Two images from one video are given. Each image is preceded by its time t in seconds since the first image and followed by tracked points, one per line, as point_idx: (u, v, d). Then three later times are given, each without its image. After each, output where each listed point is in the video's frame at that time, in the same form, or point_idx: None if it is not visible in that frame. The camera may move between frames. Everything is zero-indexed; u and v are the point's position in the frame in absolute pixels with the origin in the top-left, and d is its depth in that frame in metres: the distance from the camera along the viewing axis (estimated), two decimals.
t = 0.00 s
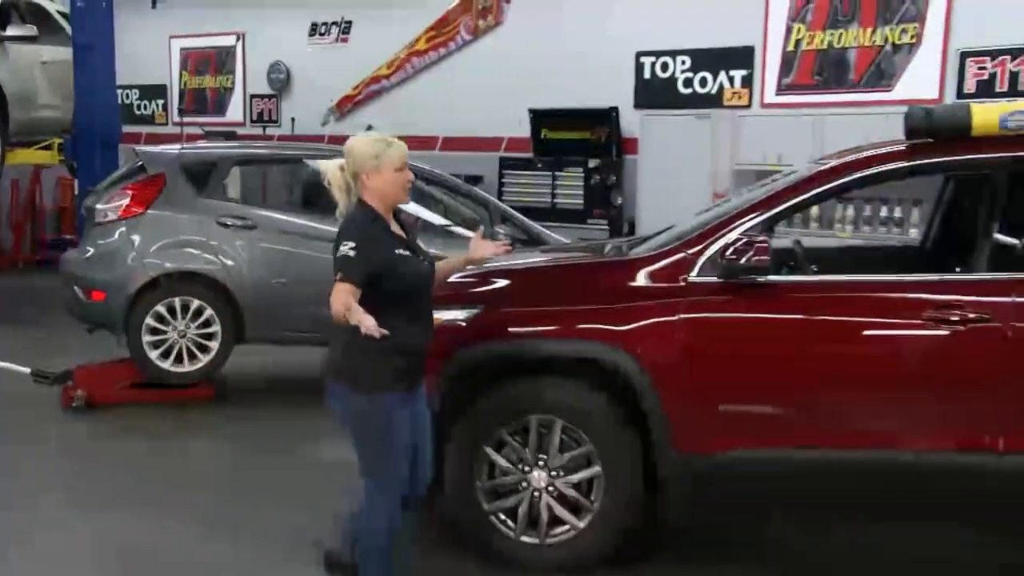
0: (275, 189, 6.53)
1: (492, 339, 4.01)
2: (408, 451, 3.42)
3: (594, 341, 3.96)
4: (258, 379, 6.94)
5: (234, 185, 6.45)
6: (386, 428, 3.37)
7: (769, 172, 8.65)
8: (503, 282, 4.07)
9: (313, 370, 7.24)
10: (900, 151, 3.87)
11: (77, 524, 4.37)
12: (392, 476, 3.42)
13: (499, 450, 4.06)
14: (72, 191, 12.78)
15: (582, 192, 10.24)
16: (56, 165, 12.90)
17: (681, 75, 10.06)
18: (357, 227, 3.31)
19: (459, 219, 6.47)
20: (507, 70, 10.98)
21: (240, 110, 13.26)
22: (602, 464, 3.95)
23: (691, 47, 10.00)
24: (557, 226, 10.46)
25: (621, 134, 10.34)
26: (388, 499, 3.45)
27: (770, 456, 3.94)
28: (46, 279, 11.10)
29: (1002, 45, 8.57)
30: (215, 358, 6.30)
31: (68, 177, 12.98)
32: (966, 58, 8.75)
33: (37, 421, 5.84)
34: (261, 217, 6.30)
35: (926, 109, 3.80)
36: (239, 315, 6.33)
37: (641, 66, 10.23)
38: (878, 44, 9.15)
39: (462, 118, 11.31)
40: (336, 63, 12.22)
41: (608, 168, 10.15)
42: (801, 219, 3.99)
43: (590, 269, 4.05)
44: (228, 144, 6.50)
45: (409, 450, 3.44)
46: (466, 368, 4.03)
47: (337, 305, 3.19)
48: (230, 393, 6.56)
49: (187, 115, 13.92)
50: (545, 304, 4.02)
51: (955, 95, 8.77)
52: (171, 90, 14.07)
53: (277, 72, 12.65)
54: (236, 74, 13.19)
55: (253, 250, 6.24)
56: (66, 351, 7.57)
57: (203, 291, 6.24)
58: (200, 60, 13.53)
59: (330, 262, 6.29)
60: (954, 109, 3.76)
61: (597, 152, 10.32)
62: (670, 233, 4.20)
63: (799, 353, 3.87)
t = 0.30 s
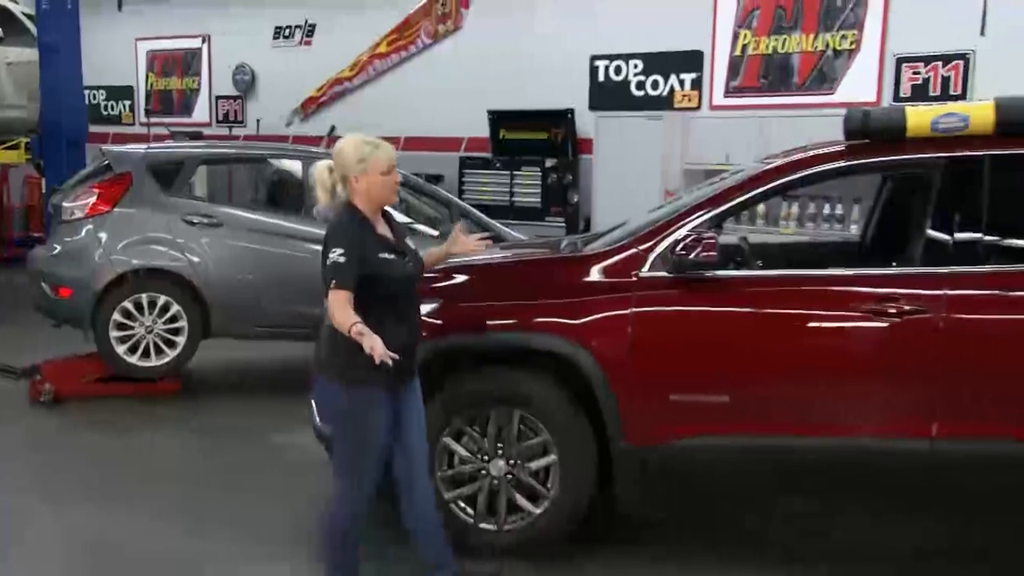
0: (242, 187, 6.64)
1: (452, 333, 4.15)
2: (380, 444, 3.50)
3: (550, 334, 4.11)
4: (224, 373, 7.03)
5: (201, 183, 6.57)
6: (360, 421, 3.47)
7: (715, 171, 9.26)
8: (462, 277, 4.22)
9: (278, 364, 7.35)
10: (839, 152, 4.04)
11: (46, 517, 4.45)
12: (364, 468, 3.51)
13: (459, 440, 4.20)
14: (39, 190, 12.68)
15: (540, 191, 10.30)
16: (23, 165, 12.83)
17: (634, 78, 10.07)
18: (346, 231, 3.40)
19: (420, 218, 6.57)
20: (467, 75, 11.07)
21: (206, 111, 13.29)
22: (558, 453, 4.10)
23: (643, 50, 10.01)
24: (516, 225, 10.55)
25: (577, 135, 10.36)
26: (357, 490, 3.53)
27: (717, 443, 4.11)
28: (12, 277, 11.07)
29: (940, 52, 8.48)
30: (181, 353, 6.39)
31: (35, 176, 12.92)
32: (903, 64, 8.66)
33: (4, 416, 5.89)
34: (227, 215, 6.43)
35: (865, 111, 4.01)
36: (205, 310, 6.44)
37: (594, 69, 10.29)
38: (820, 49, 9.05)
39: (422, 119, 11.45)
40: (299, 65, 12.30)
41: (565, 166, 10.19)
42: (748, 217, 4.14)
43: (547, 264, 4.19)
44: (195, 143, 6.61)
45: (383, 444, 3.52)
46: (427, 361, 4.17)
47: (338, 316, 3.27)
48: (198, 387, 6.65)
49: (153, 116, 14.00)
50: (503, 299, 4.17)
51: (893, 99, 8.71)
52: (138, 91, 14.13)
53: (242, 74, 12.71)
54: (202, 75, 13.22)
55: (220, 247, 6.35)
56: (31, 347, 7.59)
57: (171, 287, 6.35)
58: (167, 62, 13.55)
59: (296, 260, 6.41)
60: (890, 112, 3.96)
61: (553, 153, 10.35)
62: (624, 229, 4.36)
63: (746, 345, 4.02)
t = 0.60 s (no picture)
0: (213, 183, 6.68)
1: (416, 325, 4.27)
2: (375, 442, 3.53)
3: (511, 326, 4.24)
4: (193, 366, 7.11)
5: (169, 180, 6.64)
6: (357, 418, 3.51)
7: (672, 167, 9.30)
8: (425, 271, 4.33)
9: (246, 356, 7.45)
10: (786, 150, 4.22)
11: (17, 510, 4.53)
12: (355, 460, 3.56)
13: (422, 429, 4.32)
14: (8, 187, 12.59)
15: (501, 188, 10.40)
16: None
17: (592, 78, 10.26)
18: (348, 234, 3.42)
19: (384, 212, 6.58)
20: (432, 77, 11.19)
21: (175, 109, 13.27)
22: (518, 440, 4.25)
23: (602, 51, 10.20)
24: (476, 219, 10.59)
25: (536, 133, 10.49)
26: (347, 480, 3.60)
27: (672, 429, 4.27)
28: None
29: (882, 54, 8.85)
30: (150, 347, 6.45)
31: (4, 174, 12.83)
32: (847, 66, 8.99)
33: None
34: (197, 211, 6.51)
35: (811, 111, 4.18)
36: (174, 303, 6.52)
37: (553, 69, 10.44)
38: (769, 51, 9.32)
39: (387, 118, 11.56)
40: (265, 65, 12.35)
41: (526, 163, 10.31)
42: (699, 212, 4.31)
43: (508, 259, 4.32)
44: (163, 141, 6.73)
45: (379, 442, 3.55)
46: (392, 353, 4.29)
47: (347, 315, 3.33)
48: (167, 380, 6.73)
49: (123, 114, 13.92)
50: (465, 291, 4.29)
51: (838, 98, 9.04)
52: (106, 89, 14.03)
53: (210, 73, 12.71)
54: (170, 75, 13.20)
55: (189, 243, 6.43)
56: None
57: (140, 282, 6.42)
58: (136, 62, 13.52)
59: (264, 253, 6.50)
60: (834, 112, 4.15)
61: (515, 151, 10.42)
62: (583, 224, 4.51)
63: (699, 335, 4.18)
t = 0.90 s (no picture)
0: (179, 181, 6.78)
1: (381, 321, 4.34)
2: (388, 441, 3.55)
3: (470, 320, 4.32)
4: (159, 361, 7.18)
5: (135, 179, 6.68)
6: (369, 416, 3.52)
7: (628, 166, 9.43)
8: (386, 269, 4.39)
9: (213, 352, 7.53)
10: (734, 150, 4.35)
11: None
12: (368, 460, 3.57)
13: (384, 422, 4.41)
14: None
15: (462, 186, 10.51)
16: None
17: (550, 80, 10.40)
18: (354, 228, 3.45)
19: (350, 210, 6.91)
20: (397, 78, 11.26)
21: (140, 109, 13.25)
22: (478, 431, 4.35)
23: (559, 53, 10.35)
24: (438, 218, 10.65)
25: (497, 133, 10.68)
26: (358, 479, 3.61)
27: (629, 421, 4.35)
28: None
29: (828, 57, 9.09)
30: (115, 344, 6.54)
31: None
32: (795, 68, 9.22)
33: None
34: (163, 210, 6.57)
35: (761, 111, 4.32)
36: (138, 299, 6.59)
37: (513, 70, 10.58)
38: (721, 54, 9.53)
39: (350, 118, 11.64)
40: (229, 65, 12.40)
41: (485, 162, 10.38)
42: (651, 210, 4.46)
43: (470, 254, 4.37)
44: (127, 140, 6.75)
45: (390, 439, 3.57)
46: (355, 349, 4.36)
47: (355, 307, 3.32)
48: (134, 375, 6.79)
49: (87, 113, 13.85)
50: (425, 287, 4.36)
51: (788, 100, 9.28)
52: (70, 88, 13.94)
53: (175, 73, 12.73)
54: (135, 74, 13.18)
55: (154, 240, 6.50)
56: None
57: (105, 279, 6.48)
58: (100, 62, 13.46)
59: (230, 252, 6.59)
60: (782, 112, 4.29)
61: (474, 150, 10.50)
62: (541, 221, 4.61)
63: (656, 329, 4.26)
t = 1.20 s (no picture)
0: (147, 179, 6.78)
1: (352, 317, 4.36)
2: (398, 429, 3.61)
3: (437, 317, 4.35)
4: (127, 359, 7.16)
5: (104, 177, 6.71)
6: (378, 409, 3.56)
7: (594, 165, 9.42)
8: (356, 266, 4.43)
9: (182, 349, 7.52)
10: (696, 147, 4.43)
11: None
12: (378, 454, 3.60)
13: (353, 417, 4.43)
14: None
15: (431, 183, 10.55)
16: None
17: (517, 78, 10.47)
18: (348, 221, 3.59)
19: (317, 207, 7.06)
20: (367, 76, 11.27)
21: (108, 108, 13.12)
22: (446, 426, 4.38)
23: (525, 52, 10.42)
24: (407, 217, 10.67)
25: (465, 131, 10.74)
26: (376, 477, 3.62)
27: (593, 416, 4.40)
28: None
29: (788, 57, 9.24)
30: (84, 342, 6.50)
31: None
32: (756, 68, 9.36)
33: None
34: (131, 207, 6.57)
35: (722, 110, 4.40)
36: (106, 296, 6.56)
37: (480, 69, 10.64)
38: (684, 54, 9.68)
39: (320, 116, 11.64)
40: (198, 63, 12.37)
41: (454, 161, 10.52)
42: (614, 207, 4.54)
43: (437, 251, 4.43)
44: (95, 138, 6.76)
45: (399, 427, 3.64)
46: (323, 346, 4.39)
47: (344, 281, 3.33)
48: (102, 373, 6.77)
49: (54, 111, 13.66)
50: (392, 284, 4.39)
51: (749, 99, 9.43)
52: (36, 85, 13.71)
53: (142, 71, 12.66)
54: (102, 72, 13.06)
55: (122, 238, 6.49)
56: None
57: (71, 276, 6.46)
58: (66, 59, 13.30)
59: (198, 249, 6.58)
60: (745, 111, 4.36)
61: (442, 147, 10.62)
62: (508, 219, 4.67)
63: (620, 324, 4.32)
